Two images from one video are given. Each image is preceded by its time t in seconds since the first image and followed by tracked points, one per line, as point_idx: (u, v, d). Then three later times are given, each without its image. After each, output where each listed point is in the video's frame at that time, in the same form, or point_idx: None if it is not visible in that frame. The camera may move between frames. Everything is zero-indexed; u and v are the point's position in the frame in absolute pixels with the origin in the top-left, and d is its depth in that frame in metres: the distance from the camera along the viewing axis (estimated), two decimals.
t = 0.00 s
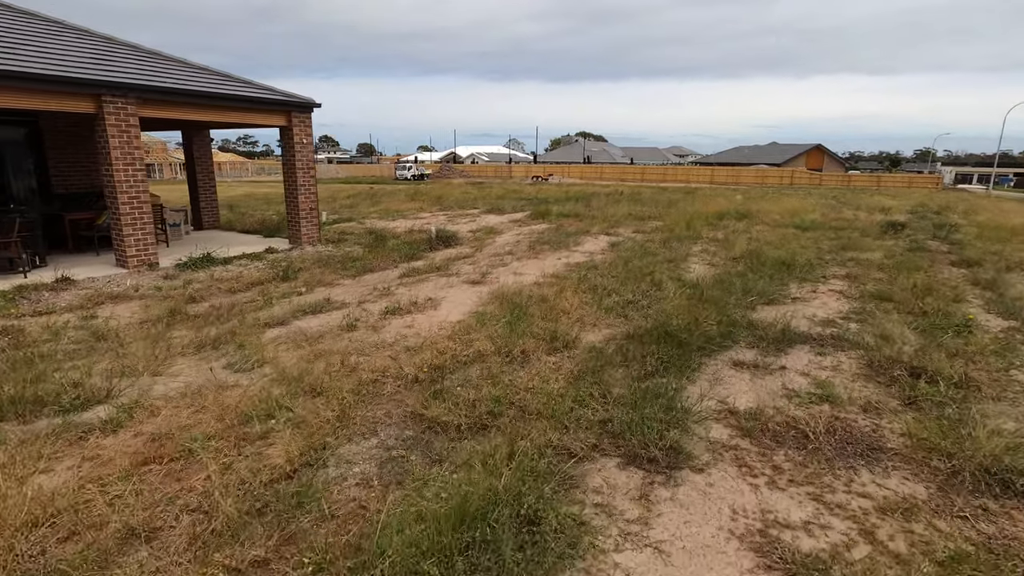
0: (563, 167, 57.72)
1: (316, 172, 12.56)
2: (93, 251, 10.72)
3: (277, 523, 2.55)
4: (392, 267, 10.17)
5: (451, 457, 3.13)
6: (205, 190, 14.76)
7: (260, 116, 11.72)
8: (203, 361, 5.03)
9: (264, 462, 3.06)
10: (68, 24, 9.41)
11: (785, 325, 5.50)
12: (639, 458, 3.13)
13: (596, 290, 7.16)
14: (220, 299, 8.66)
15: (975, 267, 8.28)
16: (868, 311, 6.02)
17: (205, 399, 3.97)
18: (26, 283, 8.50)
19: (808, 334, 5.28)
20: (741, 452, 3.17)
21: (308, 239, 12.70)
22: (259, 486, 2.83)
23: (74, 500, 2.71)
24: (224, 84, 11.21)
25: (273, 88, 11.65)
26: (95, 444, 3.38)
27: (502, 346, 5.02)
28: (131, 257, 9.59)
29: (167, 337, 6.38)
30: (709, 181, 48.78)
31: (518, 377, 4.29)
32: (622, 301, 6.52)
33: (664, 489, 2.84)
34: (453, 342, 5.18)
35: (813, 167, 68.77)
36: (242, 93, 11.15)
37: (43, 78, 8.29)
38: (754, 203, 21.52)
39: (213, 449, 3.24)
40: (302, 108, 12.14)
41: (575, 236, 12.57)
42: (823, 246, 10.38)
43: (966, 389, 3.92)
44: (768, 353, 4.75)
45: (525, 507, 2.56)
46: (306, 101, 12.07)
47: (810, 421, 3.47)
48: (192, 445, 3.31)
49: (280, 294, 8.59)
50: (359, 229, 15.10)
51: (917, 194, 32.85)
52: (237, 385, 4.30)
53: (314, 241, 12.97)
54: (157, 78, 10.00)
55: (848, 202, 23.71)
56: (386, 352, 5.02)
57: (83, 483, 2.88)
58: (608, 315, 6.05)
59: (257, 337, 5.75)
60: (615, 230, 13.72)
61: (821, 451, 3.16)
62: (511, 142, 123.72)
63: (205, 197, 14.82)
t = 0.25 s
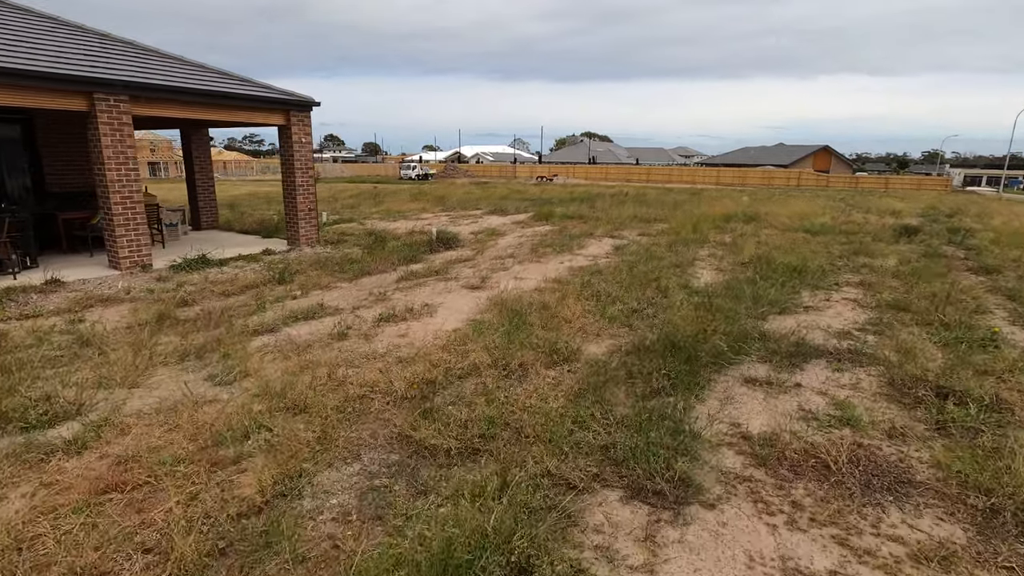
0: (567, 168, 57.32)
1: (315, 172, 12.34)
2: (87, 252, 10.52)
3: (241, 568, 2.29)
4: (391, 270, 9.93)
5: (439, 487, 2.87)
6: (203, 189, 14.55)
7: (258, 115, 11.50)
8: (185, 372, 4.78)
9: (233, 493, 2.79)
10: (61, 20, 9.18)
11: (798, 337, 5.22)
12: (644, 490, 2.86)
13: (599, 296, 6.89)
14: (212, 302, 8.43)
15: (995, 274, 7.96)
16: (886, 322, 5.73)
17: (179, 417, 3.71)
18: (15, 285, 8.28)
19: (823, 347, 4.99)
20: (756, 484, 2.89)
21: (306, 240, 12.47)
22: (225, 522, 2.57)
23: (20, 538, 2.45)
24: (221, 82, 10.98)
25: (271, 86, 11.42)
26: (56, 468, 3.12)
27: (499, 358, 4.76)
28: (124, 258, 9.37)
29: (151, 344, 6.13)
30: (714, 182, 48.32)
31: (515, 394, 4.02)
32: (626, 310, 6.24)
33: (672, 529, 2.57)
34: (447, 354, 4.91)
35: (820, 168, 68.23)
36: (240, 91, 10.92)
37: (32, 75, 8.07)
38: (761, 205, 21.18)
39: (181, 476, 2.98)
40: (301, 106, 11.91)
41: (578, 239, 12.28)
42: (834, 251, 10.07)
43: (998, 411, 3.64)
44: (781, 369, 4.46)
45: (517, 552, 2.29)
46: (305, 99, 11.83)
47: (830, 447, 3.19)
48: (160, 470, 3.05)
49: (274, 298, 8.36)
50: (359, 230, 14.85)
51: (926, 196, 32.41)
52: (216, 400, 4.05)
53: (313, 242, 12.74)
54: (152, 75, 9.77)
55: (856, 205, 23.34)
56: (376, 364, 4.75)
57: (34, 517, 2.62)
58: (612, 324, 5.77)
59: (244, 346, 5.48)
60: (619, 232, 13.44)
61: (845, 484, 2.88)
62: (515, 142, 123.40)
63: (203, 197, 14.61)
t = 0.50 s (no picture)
0: (572, 168, 57.00)
1: (313, 171, 12.15)
2: (81, 251, 10.33)
3: None
4: (388, 272, 9.72)
5: (423, 516, 2.64)
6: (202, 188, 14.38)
7: (255, 113, 11.30)
8: (167, 381, 4.57)
9: (199, 521, 2.58)
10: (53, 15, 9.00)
11: (809, 348, 4.98)
12: (646, 521, 2.62)
13: (601, 302, 6.66)
14: (205, 304, 8.24)
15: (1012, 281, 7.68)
16: (901, 332, 5.48)
17: (152, 432, 3.49)
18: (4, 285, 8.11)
19: (835, 359, 4.75)
20: (767, 515, 2.66)
21: (304, 240, 12.28)
22: (187, 556, 2.35)
23: None
24: (218, 79, 10.78)
25: (269, 84, 11.22)
26: (16, 489, 2.92)
27: (495, 369, 4.53)
28: (116, 259, 9.19)
29: (137, 348, 5.93)
30: (719, 183, 48.00)
31: (510, 408, 3.80)
32: (629, 317, 6.01)
33: (675, 567, 2.34)
34: (441, 363, 4.69)
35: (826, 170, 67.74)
36: (237, 88, 10.73)
37: (22, 71, 7.88)
38: (767, 206, 20.90)
39: (145, 500, 2.77)
40: (300, 104, 11.71)
41: (581, 241, 12.05)
42: (843, 255, 9.81)
43: None
44: (792, 383, 4.22)
45: None
46: (304, 97, 11.62)
47: (847, 473, 2.95)
48: (123, 493, 2.83)
49: (269, 300, 8.16)
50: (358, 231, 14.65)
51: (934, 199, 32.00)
52: (195, 412, 3.83)
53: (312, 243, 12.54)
54: (146, 72, 9.58)
55: (863, 207, 23.05)
56: (366, 374, 4.53)
57: None
58: (614, 332, 5.54)
59: (231, 353, 5.28)
60: (623, 234, 13.20)
61: (865, 517, 2.64)
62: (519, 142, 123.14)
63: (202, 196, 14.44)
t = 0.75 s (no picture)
0: (577, 168, 56.69)
1: (313, 171, 11.95)
2: (76, 253, 10.17)
3: None
4: (388, 275, 9.49)
5: (404, 552, 2.40)
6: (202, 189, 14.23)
7: (254, 112, 11.11)
8: (147, 390, 4.35)
9: (157, 555, 2.35)
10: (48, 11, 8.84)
11: (825, 359, 4.70)
12: (650, 559, 2.36)
13: (604, 307, 6.40)
14: (199, 308, 8.03)
15: None
16: (921, 341, 5.19)
17: (121, 449, 3.26)
18: None
19: (854, 371, 4.47)
20: (783, 551, 2.40)
21: (304, 242, 12.09)
22: None
23: None
24: (216, 77, 10.59)
25: (269, 82, 11.02)
26: None
27: (491, 380, 4.28)
28: (110, 260, 9.01)
29: (123, 354, 5.72)
30: (727, 183, 47.56)
31: (505, 425, 3.55)
32: (634, 323, 5.75)
33: None
34: (434, 373, 4.45)
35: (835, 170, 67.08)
36: (235, 87, 10.53)
37: (13, 68, 7.70)
38: (775, 208, 20.56)
39: (102, 529, 2.53)
40: (300, 103, 11.50)
41: (585, 242, 11.79)
42: (856, 259, 9.50)
43: None
44: (808, 398, 3.95)
45: None
46: (304, 96, 11.42)
47: (874, 503, 2.68)
48: (80, 521, 2.60)
49: (264, 304, 7.95)
50: (360, 232, 14.46)
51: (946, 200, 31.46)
52: (170, 427, 3.60)
53: (312, 244, 12.35)
54: (142, 69, 9.40)
55: (874, 208, 22.65)
56: (355, 385, 4.29)
57: None
58: (618, 340, 5.27)
59: (217, 360, 5.05)
60: (628, 235, 12.93)
61: (895, 556, 2.37)
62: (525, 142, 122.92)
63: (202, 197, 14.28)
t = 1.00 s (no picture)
0: (584, 167, 56.33)
1: (316, 172, 11.80)
2: (77, 256, 10.08)
3: None
4: (390, 278, 9.32)
5: None
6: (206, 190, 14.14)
7: (256, 113, 10.97)
8: (134, 403, 4.19)
9: None
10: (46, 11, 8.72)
11: (845, 370, 4.44)
12: None
13: (612, 313, 6.17)
14: (197, 313, 7.89)
15: None
16: (946, 350, 4.92)
17: (97, 469, 3.08)
18: None
19: (876, 384, 4.22)
20: None
21: (307, 244, 11.94)
22: None
23: None
24: (218, 77, 10.46)
25: (271, 82, 10.88)
26: None
27: (491, 393, 4.08)
28: (110, 263, 8.89)
29: (116, 361, 5.57)
30: (736, 182, 47.06)
31: (505, 444, 3.34)
32: (642, 331, 5.51)
33: None
34: (432, 385, 4.25)
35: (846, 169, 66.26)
36: (236, 87, 10.39)
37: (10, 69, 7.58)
38: (787, 207, 20.20)
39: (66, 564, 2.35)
40: (303, 103, 11.35)
41: (592, 244, 11.55)
42: (872, 261, 9.20)
43: None
44: (828, 415, 3.70)
45: None
46: (307, 96, 11.26)
47: (906, 539, 2.44)
48: (45, 553, 2.42)
49: (263, 308, 7.80)
50: (364, 233, 14.30)
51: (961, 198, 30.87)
52: (153, 443, 3.42)
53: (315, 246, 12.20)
54: (142, 70, 9.27)
55: (887, 208, 22.20)
56: (349, 398, 4.10)
57: None
58: (625, 349, 5.05)
59: (209, 369, 4.88)
60: (636, 236, 12.68)
61: None
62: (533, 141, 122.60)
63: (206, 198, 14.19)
